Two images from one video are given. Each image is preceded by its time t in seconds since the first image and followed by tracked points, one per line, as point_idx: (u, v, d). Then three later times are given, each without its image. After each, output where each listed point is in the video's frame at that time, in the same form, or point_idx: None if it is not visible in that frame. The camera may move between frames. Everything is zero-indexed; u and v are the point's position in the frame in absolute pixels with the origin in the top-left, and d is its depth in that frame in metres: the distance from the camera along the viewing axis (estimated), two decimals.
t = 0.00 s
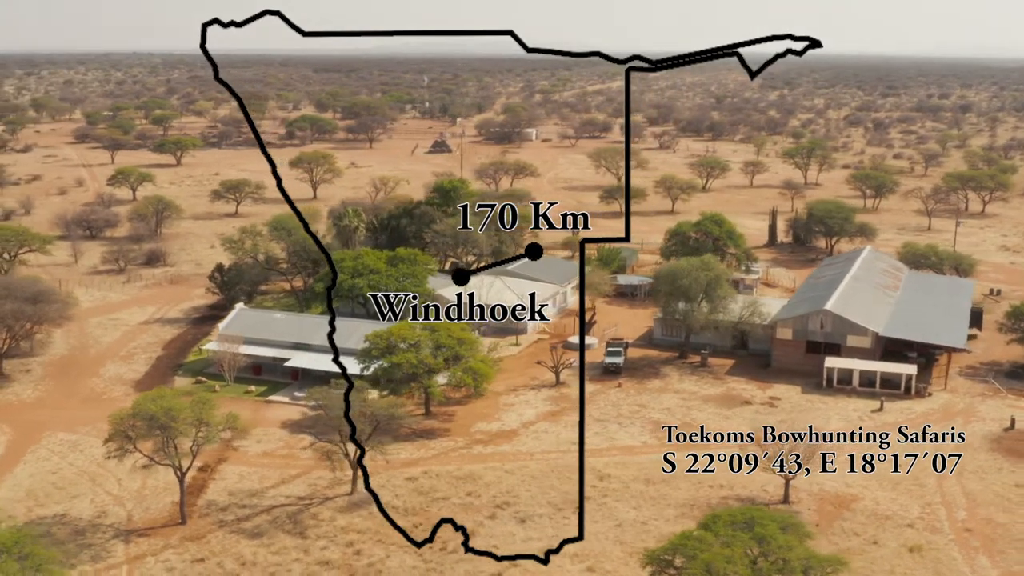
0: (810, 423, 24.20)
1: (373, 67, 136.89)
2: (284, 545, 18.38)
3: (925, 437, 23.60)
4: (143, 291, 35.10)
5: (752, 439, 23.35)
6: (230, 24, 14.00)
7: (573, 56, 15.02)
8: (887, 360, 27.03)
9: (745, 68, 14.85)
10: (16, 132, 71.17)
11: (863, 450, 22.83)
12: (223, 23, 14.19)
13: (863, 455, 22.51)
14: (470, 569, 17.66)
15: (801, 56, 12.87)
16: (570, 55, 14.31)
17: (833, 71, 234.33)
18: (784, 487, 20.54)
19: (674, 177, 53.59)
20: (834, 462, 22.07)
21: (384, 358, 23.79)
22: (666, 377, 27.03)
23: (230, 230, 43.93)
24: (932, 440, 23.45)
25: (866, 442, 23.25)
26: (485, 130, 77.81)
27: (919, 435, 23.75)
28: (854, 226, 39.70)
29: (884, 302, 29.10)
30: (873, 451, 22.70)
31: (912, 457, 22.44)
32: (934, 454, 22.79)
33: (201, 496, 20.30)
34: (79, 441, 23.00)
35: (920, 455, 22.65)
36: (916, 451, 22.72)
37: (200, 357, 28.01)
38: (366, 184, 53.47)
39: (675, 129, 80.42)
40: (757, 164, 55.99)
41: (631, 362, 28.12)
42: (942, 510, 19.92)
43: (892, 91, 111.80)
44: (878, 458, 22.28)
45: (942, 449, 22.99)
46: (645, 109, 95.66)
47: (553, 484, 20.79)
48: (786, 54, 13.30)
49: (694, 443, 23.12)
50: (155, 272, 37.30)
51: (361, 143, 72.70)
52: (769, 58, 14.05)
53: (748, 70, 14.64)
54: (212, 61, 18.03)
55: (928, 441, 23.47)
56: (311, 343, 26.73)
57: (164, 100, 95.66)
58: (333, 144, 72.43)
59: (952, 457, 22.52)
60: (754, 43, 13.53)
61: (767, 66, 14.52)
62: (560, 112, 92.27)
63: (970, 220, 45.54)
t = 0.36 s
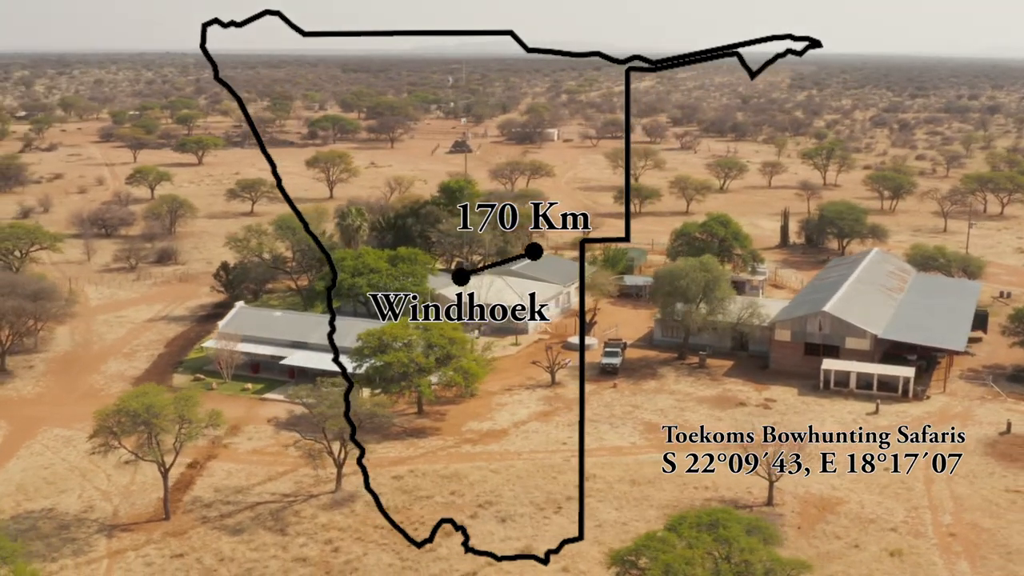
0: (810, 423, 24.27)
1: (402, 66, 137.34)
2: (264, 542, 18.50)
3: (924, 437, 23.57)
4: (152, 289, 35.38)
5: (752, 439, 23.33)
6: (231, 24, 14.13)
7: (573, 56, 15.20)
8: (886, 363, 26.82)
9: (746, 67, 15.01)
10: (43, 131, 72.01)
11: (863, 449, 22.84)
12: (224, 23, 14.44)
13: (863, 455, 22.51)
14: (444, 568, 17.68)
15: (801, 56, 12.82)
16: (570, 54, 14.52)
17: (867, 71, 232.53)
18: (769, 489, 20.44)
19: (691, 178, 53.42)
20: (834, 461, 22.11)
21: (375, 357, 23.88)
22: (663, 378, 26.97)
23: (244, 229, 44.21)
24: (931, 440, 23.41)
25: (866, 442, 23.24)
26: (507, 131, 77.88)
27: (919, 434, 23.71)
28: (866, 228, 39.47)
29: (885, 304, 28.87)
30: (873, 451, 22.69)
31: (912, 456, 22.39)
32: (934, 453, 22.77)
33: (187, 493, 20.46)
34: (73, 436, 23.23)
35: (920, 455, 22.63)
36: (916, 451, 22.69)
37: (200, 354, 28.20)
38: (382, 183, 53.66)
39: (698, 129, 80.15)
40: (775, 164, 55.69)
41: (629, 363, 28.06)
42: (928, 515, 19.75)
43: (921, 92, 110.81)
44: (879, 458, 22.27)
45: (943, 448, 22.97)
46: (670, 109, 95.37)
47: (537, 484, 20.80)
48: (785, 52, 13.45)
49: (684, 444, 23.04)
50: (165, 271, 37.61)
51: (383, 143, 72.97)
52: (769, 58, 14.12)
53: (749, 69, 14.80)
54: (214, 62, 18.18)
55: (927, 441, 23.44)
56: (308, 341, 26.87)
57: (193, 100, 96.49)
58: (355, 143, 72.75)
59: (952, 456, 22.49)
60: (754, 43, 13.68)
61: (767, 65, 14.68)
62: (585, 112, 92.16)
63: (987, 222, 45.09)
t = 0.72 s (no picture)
0: (810, 423, 24.31)
1: (430, 67, 137.72)
2: (244, 539, 18.64)
3: (924, 437, 23.53)
4: (160, 287, 35.69)
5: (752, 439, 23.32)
6: (230, 25, 13.82)
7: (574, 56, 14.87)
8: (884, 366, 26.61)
9: (746, 68, 14.63)
10: (69, 130, 72.81)
11: (863, 449, 22.83)
12: (223, 22, 14.00)
13: (863, 455, 22.51)
14: (420, 567, 17.73)
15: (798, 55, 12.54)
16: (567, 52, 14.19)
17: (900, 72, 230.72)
18: (754, 491, 20.36)
19: (708, 178, 53.22)
20: (834, 461, 22.13)
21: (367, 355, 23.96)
22: (659, 379, 26.91)
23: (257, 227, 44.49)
24: (931, 440, 23.38)
25: (865, 442, 23.22)
26: (529, 131, 77.91)
27: (918, 435, 23.68)
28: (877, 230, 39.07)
29: (887, 307, 28.64)
30: (873, 451, 22.67)
31: (911, 457, 22.36)
32: (933, 453, 22.73)
33: (173, 489, 20.62)
34: (68, 432, 23.47)
35: (920, 455, 22.59)
36: (916, 451, 22.65)
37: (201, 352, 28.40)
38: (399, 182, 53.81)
39: (721, 129, 79.78)
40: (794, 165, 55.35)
41: (627, 364, 28.01)
42: (913, 519, 19.59)
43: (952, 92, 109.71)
44: (878, 458, 22.26)
45: (942, 448, 22.94)
46: (696, 109, 94.97)
47: (521, 485, 20.82)
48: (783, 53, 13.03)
49: (673, 445, 22.98)
50: (175, 269, 37.91)
51: (404, 143, 73.21)
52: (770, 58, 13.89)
53: (748, 69, 14.34)
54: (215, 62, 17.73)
55: (927, 441, 23.40)
56: (305, 340, 27.01)
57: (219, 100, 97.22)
58: (376, 143, 73.02)
59: (952, 456, 22.47)
60: (753, 43, 13.29)
61: (766, 66, 14.27)
62: (610, 112, 91.99)
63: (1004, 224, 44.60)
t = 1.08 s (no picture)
0: (811, 423, 24.27)
1: (460, 67, 137.97)
2: (224, 535, 18.78)
3: (925, 437, 23.46)
4: (169, 285, 35.97)
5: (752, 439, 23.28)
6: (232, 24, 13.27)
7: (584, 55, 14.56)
8: (883, 368, 26.40)
9: (747, 67, 14.14)
10: (95, 129, 73.52)
11: (863, 449, 22.75)
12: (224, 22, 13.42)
13: (863, 455, 22.44)
14: (397, 564, 17.80)
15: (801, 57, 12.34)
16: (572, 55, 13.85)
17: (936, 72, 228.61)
18: (739, 492, 20.26)
19: (726, 179, 52.96)
20: (834, 461, 22.06)
21: (359, 354, 24.06)
22: (656, 380, 26.82)
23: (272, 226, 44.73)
24: (932, 440, 23.31)
25: (865, 442, 23.15)
26: (553, 131, 77.86)
27: (919, 435, 23.61)
28: (890, 231, 38.80)
29: (889, 309, 28.42)
30: (873, 451, 22.60)
31: (912, 456, 22.29)
32: (933, 453, 22.66)
33: (161, 485, 20.80)
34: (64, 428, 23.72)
35: (920, 455, 22.52)
36: (917, 451, 22.58)
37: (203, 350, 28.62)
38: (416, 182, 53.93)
39: (746, 130, 79.37)
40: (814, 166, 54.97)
41: (625, 364, 27.95)
42: (897, 523, 19.40)
43: (984, 93, 108.49)
44: (878, 458, 22.19)
45: (942, 448, 22.87)
46: (723, 109, 94.50)
47: (506, 484, 20.84)
48: (785, 55, 12.62)
49: (664, 446, 22.89)
50: (186, 268, 38.20)
51: (427, 143, 73.35)
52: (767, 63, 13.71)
53: (750, 70, 13.85)
54: (215, 62, 17.18)
55: (928, 441, 23.33)
56: (304, 338, 27.17)
57: (247, 100, 97.85)
58: (399, 143, 73.25)
59: (952, 457, 22.39)
60: (754, 43, 12.89)
61: (767, 66, 13.82)
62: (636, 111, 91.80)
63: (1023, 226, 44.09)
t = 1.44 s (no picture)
0: (811, 423, 24.22)
1: (489, 66, 138.12)
2: (206, 531, 18.94)
3: (925, 437, 23.41)
4: (178, 283, 36.29)
5: (752, 439, 23.25)
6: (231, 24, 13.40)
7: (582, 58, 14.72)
8: (881, 371, 26.18)
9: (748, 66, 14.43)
10: (121, 129, 74.22)
11: (863, 449, 22.72)
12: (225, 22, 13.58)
13: (863, 454, 22.42)
14: (374, 562, 17.87)
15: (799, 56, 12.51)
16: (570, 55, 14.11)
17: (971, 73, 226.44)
18: (723, 494, 20.19)
19: (743, 180, 52.73)
20: (834, 461, 22.05)
21: (351, 353, 24.16)
22: (653, 380, 26.76)
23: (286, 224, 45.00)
24: (932, 440, 23.25)
25: (865, 441, 23.12)
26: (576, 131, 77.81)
27: (919, 435, 23.57)
28: (902, 232, 38.49)
29: (890, 311, 28.21)
30: (873, 451, 22.58)
31: (912, 456, 22.28)
32: (934, 453, 22.65)
33: (148, 481, 20.99)
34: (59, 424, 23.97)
35: (920, 455, 22.50)
36: (916, 451, 22.56)
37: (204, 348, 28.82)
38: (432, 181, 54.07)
39: (771, 130, 78.96)
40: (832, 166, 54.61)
41: (623, 365, 27.92)
42: (881, 526, 19.27)
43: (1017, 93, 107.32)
44: (878, 458, 22.18)
45: (944, 448, 22.85)
46: (749, 109, 94.05)
47: (491, 484, 20.86)
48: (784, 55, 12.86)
49: (654, 446, 22.83)
50: (198, 266, 38.51)
51: (449, 143, 73.53)
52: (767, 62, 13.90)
53: (749, 69, 14.15)
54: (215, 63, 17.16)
55: (928, 441, 23.28)
56: (303, 336, 27.34)
57: (274, 100, 98.46)
58: (421, 142, 73.48)
59: (952, 456, 22.37)
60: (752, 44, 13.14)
61: (767, 65, 14.08)
62: (661, 112, 91.58)
63: None
